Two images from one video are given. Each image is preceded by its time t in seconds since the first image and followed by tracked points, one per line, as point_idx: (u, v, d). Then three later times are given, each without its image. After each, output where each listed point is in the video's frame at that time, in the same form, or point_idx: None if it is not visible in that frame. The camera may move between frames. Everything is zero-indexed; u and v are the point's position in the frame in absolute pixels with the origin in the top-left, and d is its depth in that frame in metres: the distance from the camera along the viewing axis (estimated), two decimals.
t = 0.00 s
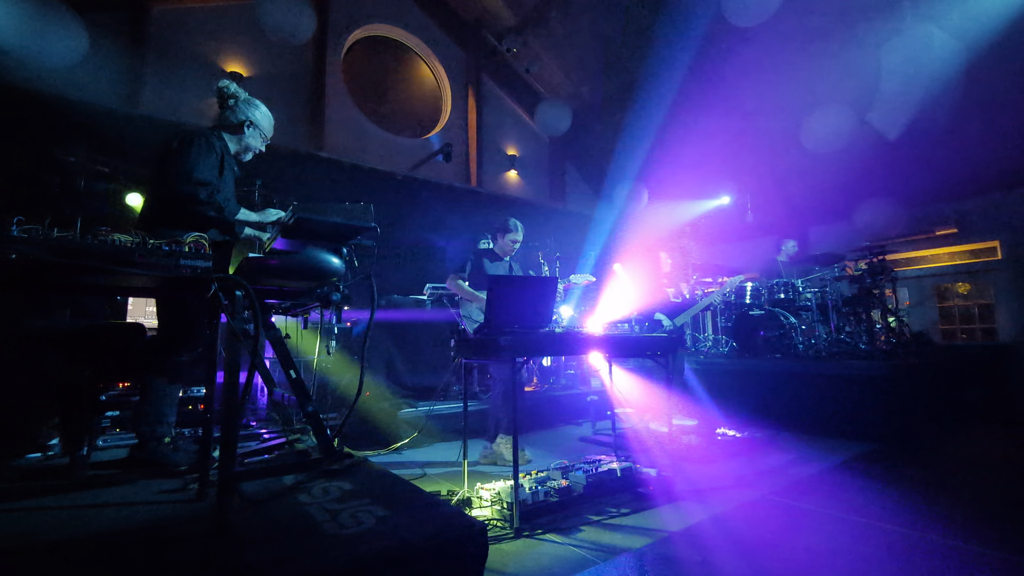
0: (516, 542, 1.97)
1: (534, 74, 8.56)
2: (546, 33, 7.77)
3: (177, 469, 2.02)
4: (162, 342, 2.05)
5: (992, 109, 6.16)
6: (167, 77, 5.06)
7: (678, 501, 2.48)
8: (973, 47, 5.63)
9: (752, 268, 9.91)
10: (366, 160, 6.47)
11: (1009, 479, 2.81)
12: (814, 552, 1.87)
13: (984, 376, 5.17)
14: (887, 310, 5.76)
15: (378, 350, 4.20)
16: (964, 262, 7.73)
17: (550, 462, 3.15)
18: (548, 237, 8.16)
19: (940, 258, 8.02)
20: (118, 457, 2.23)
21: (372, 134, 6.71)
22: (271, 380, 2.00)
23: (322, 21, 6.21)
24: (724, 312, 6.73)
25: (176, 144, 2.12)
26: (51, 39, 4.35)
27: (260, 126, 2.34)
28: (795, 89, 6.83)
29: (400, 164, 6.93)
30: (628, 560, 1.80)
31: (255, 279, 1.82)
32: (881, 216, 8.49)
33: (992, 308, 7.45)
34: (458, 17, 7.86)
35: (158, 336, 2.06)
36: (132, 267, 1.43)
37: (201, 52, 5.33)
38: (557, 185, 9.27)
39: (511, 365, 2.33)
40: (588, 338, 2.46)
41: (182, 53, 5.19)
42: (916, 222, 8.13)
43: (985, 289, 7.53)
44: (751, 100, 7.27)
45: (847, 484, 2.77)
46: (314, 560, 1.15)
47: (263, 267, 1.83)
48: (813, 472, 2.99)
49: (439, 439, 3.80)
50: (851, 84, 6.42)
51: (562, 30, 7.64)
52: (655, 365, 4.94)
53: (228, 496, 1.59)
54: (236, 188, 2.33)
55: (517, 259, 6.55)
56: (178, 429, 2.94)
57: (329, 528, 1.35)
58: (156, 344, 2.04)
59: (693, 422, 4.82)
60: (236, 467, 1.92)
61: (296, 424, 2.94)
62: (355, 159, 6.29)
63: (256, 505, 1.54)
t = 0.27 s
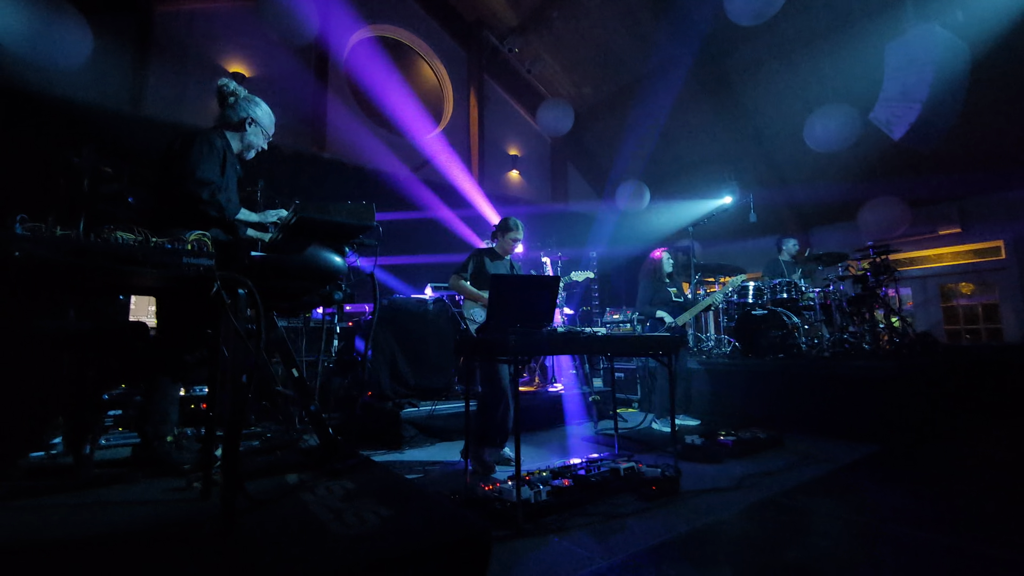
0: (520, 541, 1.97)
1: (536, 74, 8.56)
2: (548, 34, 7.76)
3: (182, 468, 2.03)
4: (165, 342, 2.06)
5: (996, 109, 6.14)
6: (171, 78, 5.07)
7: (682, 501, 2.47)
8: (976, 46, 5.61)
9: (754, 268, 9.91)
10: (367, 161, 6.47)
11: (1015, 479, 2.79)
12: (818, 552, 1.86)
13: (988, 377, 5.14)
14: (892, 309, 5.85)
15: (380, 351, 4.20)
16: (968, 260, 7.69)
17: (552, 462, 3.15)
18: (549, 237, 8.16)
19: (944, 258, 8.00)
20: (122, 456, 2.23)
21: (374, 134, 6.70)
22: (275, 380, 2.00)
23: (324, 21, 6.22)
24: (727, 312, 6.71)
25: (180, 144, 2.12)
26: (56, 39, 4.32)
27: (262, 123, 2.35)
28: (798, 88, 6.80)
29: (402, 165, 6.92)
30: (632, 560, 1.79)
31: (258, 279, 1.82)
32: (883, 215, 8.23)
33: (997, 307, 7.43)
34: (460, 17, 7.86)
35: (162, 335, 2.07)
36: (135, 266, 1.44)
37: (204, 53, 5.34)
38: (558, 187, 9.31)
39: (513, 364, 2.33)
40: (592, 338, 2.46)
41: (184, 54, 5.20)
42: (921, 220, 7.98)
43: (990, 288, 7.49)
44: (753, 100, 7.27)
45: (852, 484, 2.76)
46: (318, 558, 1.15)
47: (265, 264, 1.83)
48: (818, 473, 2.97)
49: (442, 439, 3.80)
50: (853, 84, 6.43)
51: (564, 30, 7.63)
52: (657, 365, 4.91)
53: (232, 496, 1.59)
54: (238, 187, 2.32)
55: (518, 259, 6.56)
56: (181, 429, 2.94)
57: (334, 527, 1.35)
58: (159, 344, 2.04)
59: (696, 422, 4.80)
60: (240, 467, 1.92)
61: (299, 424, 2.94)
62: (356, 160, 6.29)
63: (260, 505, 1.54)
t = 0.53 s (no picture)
0: (517, 544, 1.96)
1: (535, 76, 8.57)
2: (548, 35, 7.77)
3: (181, 470, 2.03)
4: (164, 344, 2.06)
5: (996, 109, 6.14)
6: (171, 80, 5.09)
7: (681, 504, 2.47)
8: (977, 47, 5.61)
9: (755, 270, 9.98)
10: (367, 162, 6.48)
11: (1015, 482, 2.78)
12: (818, 555, 1.85)
13: (989, 379, 5.12)
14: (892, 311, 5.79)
15: (379, 352, 4.20)
16: (969, 262, 7.69)
17: (551, 464, 3.14)
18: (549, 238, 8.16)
19: (944, 260, 7.98)
20: (120, 459, 2.23)
21: (374, 136, 6.71)
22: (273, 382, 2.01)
23: (324, 23, 6.23)
24: (727, 314, 6.71)
25: (177, 145, 2.13)
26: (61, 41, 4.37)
27: (255, 124, 2.34)
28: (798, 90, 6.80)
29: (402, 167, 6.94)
30: (630, 563, 1.78)
31: (257, 278, 1.84)
32: (885, 217, 8.23)
33: (997, 309, 7.46)
34: (460, 19, 7.88)
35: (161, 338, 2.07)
36: (132, 268, 1.45)
37: (204, 56, 5.35)
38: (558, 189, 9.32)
39: (512, 367, 2.34)
40: (590, 340, 2.45)
41: (184, 56, 5.21)
42: (921, 221, 8.01)
43: (990, 290, 7.52)
44: (752, 101, 7.28)
45: (851, 487, 2.75)
46: (313, 562, 1.14)
47: (262, 266, 1.85)
48: (818, 475, 2.97)
49: (441, 441, 3.79)
50: (852, 85, 6.43)
51: (564, 32, 7.64)
52: (656, 367, 4.91)
53: (230, 498, 1.59)
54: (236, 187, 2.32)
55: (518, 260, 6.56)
56: (180, 431, 2.94)
57: (330, 530, 1.35)
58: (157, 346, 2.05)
59: (696, 424, 4.80)
60: (238, 469, 1.92)
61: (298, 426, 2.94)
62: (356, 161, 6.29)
63: (257, 507, 1.54)
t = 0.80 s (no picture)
0: (517, 547, 1.95)
1: (535, 78, 8.59)
2: (547, 38, 7.79)
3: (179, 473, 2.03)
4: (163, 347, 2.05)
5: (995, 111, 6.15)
6: (171, 84, 5.10)
7: (681, 506, 2.46)
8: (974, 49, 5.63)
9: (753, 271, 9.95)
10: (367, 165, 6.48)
11: (1015, 483, 2.77)
12: (818, 558, 1.84)
13: (989, 380, 5.12)
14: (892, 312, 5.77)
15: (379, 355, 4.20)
16: (968, 263, 7.72)
17: (551, 466, 3.13)
18: (549, 240, 8.17)
19: (942, 261, 7.98)
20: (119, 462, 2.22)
21: (373, 139, 6.71)
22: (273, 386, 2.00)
23: (323, 26, 6.24)
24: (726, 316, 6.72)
25: (177, 148, 2.12)
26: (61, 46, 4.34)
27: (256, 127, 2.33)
28: (796, 92, 6.82)
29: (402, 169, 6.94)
30: (630, 565, 1.78)
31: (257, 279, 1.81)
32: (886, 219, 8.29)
33: (997, 310, 7.59)
34: (459, 22, 7.90)
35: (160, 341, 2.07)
36: (133, 271, 1.44)
37: (203, 59, 5.36)
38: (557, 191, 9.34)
39: (513, 369, 2.34)
40: (590, 342, 2.45)
41: (183, 59, 5.22)
42: (920, 222, 8.01)
43: (990, 291, 7.65)
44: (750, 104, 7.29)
45: (851, 488, 2.74)
46: (312, 565, 1.14)
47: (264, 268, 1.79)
48: (818, 476, 2.96)
49: (440, 443, 3.79)
50: (850, 87, 6.44)
51: (563, 34, 7.66)
52: (656, 369, 4.92)
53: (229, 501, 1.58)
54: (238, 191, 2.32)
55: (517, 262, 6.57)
56: (179, 434, 2.93)
57: (329, 533, 1.34)
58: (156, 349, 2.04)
59: (695, 426, 4.80)
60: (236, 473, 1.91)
61: (297, 429, 2.93)
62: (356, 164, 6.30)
63: (256, 511, 1.53)
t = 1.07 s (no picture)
0: (518, 547, 1.96)
1: (535, 79, 8.61)
2: (546, 39, 7.81)
3: (179, 475, 2.02)
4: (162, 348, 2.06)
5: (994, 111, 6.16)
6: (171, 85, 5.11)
7: (681, 506, 2.46)
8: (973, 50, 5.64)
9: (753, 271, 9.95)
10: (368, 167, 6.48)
11: (1015, 482, 2.78)
12: (817, 557, 1.85)
13: (988, 380, 5.13)
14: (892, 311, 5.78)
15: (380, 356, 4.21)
16: (969, 263, 7.82)
17: (552, 466, 3.14)
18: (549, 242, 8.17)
19: (942, 261, 8.11)
20: (119, 464, 2.22)
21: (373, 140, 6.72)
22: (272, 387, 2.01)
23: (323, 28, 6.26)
24: (726, 316, 6.73)
25: (177, 150, 2.14)
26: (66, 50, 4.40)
27: (252, 123, 2.34)
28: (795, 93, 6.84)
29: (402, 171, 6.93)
30: (631, 565, 1.78)
31: (255, 283, 1.83)
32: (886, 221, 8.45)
33: (997, 311, 7.58)
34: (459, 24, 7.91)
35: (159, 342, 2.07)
36: (133, 272, 1.45)
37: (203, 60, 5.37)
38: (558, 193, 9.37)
39: (513, 369, 2.33)
40: (590, 342, 2.46)
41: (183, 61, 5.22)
42: (920, 222, 8.18)
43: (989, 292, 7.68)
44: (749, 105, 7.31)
45: (851, 488, 2.75)
46: (312, 564, 1.14)
47: (264, 270, 1.84)
48: (819, 477, 2.97)
49: (441, 444, 3.80)
50: (849, 89, 6.46)
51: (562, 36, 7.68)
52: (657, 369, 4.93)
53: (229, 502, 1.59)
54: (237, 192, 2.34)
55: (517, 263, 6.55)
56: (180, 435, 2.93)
57: (330, 533, 1.35)
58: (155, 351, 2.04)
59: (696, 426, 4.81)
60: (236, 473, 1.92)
61: (297, 430, 2.93)
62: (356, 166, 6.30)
63: (256, 511, 1.53)
